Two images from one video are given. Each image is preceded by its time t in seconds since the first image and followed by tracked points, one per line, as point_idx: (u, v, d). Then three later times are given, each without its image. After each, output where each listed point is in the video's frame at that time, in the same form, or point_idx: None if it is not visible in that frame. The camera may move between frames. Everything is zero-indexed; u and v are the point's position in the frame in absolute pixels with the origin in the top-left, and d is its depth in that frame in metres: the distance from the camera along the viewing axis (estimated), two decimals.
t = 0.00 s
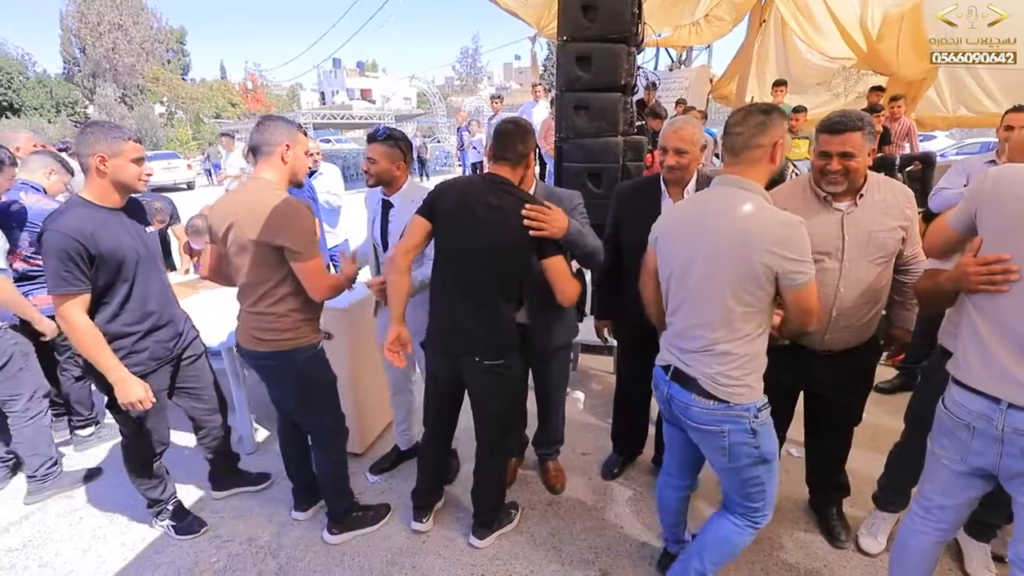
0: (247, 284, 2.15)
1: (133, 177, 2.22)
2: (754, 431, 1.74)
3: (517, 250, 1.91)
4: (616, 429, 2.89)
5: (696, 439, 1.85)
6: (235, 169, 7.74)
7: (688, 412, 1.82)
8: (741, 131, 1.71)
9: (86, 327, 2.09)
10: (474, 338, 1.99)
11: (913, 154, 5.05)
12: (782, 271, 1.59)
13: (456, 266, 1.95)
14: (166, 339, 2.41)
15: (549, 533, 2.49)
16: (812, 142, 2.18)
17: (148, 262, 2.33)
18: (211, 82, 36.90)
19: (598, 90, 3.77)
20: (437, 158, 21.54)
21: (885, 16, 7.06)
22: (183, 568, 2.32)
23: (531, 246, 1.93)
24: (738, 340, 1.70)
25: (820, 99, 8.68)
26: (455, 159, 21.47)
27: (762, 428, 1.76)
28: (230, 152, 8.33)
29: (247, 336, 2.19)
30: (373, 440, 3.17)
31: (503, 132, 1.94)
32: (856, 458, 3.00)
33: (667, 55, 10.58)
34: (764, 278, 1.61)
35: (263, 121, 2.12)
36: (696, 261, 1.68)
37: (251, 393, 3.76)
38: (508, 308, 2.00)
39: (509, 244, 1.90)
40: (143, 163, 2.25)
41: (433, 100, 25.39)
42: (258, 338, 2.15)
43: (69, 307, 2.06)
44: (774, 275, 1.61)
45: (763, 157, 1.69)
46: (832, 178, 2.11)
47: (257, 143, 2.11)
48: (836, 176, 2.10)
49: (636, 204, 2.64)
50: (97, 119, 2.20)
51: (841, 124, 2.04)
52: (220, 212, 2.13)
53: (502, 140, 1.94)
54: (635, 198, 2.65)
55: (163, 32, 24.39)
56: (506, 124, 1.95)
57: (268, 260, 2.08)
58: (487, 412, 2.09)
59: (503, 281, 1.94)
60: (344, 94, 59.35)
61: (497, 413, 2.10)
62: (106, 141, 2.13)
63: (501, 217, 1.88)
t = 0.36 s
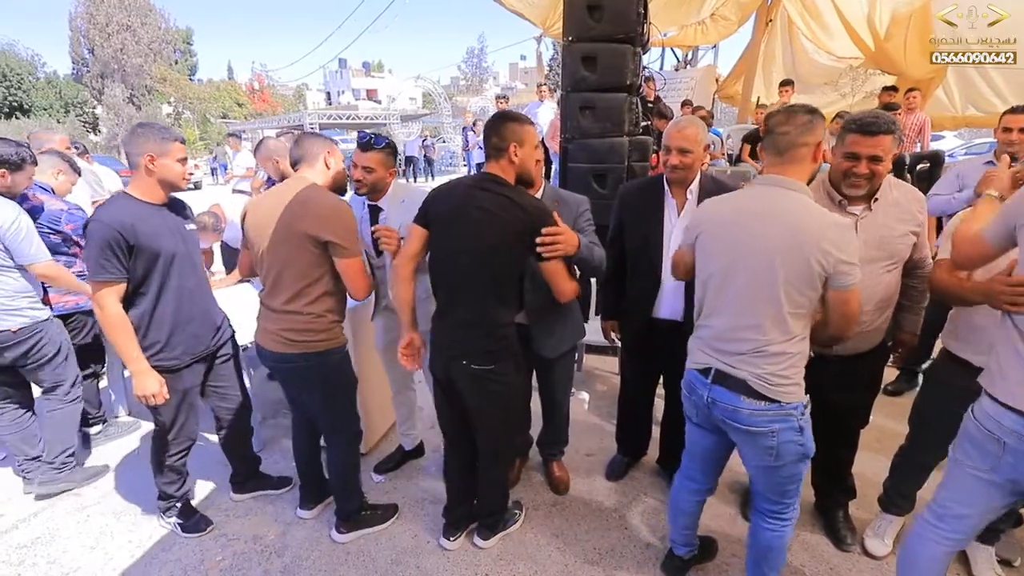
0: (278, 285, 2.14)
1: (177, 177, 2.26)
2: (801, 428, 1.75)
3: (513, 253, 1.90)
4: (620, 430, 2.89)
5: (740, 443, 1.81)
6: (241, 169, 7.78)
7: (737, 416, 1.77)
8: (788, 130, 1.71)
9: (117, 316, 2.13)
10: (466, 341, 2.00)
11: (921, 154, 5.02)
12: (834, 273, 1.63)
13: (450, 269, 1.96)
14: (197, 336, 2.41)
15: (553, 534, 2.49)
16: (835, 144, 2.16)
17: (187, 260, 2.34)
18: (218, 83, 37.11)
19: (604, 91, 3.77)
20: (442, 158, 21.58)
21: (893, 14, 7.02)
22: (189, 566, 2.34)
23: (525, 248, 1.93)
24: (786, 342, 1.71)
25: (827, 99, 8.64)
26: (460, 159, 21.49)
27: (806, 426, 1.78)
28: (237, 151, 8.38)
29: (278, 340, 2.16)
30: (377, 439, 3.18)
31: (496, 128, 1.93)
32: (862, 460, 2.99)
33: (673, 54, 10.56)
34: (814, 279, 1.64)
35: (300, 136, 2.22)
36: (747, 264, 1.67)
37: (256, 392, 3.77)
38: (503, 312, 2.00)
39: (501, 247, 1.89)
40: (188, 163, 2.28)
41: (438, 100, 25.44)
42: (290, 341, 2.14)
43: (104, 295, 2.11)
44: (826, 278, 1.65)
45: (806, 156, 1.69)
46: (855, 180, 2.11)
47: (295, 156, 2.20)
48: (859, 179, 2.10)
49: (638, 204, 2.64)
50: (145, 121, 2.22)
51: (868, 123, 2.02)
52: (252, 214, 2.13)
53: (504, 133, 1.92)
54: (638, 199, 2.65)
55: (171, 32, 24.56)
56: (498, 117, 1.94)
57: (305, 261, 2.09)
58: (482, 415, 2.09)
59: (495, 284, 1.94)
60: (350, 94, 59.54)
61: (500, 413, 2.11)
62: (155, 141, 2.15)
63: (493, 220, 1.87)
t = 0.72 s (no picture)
0: (306, 286, 2.16)
1: (216, 180, 2.30)
2: (845, 443, 1.77)
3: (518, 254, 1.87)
4: (625, 431, 2.89)
5: (777, 448, 1.84)
6: (247, 169, 7.82)
7: (779, 422, 1.80)
8: (827, 135, 1.77)
9: (156, 308, 2.18)
10: (467, 343, 1.99)
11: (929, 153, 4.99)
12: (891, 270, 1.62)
13: (456, 269, 1.99)
14: (229, 331, 2.43)
15: (557, 535, 2.49)
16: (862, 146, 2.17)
17: (220, 258, 2.36)
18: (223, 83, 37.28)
19: (610, 91, 3.77)
20: (447, 158, 21.60)
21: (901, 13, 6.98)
22: (197, 564, 2.35)
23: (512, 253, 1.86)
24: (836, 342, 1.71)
25: (834, 98, 8.60)
26: (464, 159, 21.50)
27: (849, 441, 1.79)
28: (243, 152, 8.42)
29: (313, 339, 2.17)
30: (382, 439, 3.20)
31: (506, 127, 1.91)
32: (868, 463, 2.97)
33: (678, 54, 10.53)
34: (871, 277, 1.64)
35: (310, 135, 2.21)
36: (800, 266, 1.70)
37: (262, 391, 3.79)
38: (497, 317, 1.95)
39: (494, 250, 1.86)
40: (227, 166, 2.33)
41: (443, 100, 25.48)
42: (325, 338, 2.16)
43: (142, 287, 2.16)
44: (883, 274, 1.63)
45: (848, 158, 1.75)
46: (880, 185, 2.17)
47: (305, 155, 2.18)
48: (884, 185, 2.16)
49: (644, 206, 2.64)
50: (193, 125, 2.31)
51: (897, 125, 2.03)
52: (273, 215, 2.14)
53: (521, 131, 1.89)
54: (644, 200, 2.65)
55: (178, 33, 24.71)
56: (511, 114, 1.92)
57: (327, 259, 2.10)
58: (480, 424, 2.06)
59: (489, 288, 1.91)
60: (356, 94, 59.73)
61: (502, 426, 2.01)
62: (199, 145, 2.22)
63: (484, 224, 1.87)
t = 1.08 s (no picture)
0: (319, 286, 2.18)
1: (216, 176, 2.30)
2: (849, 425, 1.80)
3: (579, 271, 1.82)
4: (629, 432, 2.89)
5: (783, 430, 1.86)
6: (255, 169, 7.88)
7: (784, 403, 1.83)
8: (839, 139, 1.79)
9: (168, 314, 2.19)
10: (514, 352, 2.01)
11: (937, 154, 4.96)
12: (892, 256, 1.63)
13: (516, 276, 1.96)
14: (238, 329, 2.44)
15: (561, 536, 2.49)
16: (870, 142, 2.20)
17: (228, 257, 2.38)
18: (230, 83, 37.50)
19: (616, 91, 3.76)
20: (452, 158, 21.59)
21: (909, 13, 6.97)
22: (203, 561, 2.37)
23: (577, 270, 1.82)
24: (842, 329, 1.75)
25: (840, 99, 8.59)
26: (469, 159, 21.52)
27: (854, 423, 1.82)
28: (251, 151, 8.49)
29: (322, 338, 2.20)
30: (388, 438, 3.21)
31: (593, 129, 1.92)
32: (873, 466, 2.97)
33: (684, 54, 10.56)
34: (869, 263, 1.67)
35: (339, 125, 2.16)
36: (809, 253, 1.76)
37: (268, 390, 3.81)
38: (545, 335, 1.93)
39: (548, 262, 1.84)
40: (227, 162, 2.32)
41: (449, 100, 25.53)
42: (335, 338, 2.18)
43: (154, 290, 2.16)
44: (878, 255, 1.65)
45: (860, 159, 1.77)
46: (877, 179, 2.20)
47: (330, 149, 2.14)
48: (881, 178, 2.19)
49: (650, 206, 2.64)
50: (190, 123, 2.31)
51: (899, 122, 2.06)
52: (292, 214, 2.19)
53: (607, 138, 1.90)
54: (650, 201, 2.65)
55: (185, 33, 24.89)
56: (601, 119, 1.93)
57: (343, 261, 2.12)
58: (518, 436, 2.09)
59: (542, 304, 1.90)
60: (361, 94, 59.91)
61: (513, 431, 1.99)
62: (196, 142, 2.22)
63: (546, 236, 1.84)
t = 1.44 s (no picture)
0: (330, 284, 2.20)
1: (208, 176, 2.29)
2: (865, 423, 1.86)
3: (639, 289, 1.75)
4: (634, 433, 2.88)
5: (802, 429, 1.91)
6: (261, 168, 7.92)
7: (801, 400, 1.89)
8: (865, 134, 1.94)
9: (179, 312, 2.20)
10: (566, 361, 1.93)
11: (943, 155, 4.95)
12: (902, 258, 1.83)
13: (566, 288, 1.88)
14: (247, 331, 2.46)
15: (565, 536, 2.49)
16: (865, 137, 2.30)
17: (234, 257, 2.40)
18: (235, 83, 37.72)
19: (621, 92, 3.76)
20: (457, 157, 21.61)
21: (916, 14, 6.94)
22: (208, 559, 2.38)
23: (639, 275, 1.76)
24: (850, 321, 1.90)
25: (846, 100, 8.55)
26: (474, 158, 21.56)
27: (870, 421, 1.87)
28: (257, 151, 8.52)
29: (331, 340, 2.21)
30: (393, 437, 3.22)
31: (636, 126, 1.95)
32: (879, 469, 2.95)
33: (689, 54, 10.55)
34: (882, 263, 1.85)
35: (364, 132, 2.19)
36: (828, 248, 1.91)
37: (273, 389, 3.83)
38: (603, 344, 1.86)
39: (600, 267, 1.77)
40: (219, 161, 2.31)
41: (454, 100, 25.59)
42: (345, 341, 2.19)
43: (167, 296, 2.18)
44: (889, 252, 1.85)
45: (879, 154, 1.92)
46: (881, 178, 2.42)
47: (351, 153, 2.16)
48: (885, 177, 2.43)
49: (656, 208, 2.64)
50: (181, 124, 2.31)
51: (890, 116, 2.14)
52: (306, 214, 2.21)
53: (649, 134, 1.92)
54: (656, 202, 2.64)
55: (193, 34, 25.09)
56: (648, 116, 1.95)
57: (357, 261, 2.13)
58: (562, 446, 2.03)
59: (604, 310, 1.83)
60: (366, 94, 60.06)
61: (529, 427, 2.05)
62: (184, 143, 2.22)
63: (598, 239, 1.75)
